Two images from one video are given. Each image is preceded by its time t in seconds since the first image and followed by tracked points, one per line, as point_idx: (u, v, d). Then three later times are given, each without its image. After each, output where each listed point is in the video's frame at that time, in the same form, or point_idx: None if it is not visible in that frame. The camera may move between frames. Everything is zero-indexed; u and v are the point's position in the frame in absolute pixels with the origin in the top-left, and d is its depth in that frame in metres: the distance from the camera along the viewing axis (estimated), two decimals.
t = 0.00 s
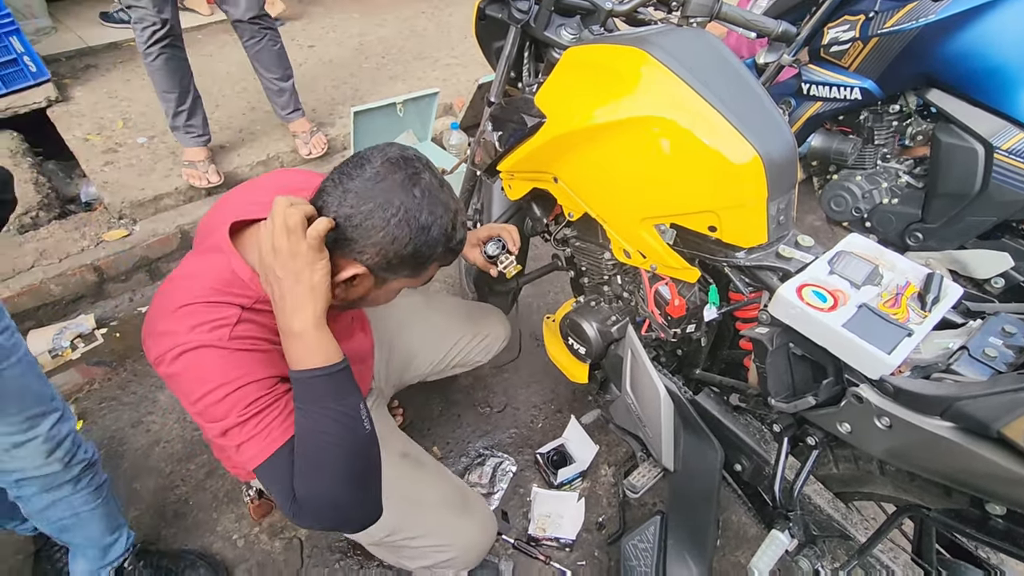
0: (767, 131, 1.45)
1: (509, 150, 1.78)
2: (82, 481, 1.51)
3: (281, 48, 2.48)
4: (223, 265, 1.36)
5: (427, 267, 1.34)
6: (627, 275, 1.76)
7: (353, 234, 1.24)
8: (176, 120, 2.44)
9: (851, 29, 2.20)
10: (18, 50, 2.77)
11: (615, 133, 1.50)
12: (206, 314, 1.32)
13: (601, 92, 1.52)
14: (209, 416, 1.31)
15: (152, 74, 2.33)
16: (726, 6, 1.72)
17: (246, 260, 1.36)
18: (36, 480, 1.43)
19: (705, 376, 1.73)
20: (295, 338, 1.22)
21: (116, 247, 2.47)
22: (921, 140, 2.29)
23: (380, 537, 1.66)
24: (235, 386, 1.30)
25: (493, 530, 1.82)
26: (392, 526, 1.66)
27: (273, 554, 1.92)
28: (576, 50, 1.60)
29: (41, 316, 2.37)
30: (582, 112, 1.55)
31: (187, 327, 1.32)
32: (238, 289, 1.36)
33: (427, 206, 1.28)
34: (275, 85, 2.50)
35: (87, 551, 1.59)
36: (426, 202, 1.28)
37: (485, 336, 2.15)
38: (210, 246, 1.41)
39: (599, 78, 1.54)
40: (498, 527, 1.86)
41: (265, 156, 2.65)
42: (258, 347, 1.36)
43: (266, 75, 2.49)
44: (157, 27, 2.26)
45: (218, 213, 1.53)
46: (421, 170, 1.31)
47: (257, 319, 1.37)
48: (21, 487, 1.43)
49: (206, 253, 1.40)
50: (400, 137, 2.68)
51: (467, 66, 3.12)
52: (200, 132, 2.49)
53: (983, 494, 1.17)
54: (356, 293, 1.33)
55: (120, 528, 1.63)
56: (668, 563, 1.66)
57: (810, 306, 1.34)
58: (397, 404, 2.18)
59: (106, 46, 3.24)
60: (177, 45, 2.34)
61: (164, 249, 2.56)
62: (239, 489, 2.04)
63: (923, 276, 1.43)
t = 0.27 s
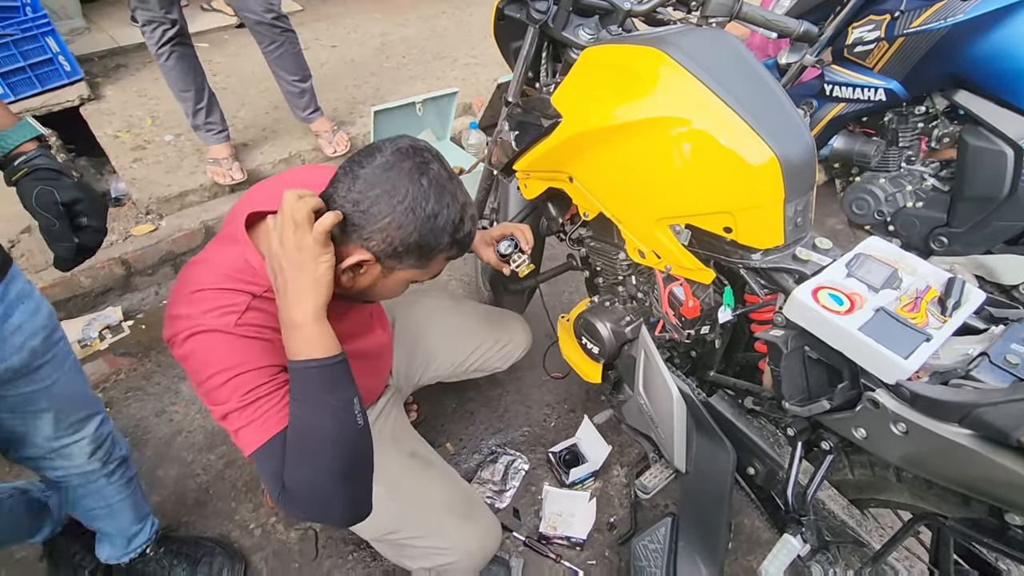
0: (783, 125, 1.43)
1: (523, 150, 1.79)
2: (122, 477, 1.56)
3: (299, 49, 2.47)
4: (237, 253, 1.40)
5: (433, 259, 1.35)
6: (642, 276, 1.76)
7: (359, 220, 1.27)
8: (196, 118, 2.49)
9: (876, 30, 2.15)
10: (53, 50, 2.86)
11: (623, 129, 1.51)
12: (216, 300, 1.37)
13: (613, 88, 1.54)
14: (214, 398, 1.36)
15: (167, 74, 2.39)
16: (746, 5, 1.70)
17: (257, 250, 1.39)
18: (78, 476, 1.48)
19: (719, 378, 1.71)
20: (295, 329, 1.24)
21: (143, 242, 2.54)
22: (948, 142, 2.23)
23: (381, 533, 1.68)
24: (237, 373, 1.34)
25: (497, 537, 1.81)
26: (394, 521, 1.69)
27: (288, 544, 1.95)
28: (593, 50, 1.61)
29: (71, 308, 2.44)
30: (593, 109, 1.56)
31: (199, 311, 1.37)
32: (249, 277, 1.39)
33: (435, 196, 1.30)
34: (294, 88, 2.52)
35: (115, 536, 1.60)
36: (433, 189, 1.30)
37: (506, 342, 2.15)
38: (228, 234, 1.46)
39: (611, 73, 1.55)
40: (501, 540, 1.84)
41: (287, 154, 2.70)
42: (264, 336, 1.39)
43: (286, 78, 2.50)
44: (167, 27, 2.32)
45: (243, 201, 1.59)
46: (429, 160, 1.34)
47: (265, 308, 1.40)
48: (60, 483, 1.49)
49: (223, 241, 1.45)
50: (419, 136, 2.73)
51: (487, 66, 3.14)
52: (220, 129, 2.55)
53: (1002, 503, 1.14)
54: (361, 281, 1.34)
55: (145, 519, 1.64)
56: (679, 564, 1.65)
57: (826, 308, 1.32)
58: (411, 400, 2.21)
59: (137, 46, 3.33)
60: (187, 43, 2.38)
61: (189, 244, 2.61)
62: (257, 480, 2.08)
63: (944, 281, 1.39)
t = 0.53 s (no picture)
0: (801, 131, 1.41)
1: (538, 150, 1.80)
2: (139, 464, 1.58)
3: (323, 49, 2.53)
4: (259, 257, 1.45)
5: (448, 262, 1.37)
6: (654, 278, 1.75)
7: (377, 219, 1.30)
8: (228, 118, 2.59)
9: (906, 32, 2.12)
10: (99, 51, 3.04)
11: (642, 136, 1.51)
12: (236, 303, 1.42)
13: (630, 91, 1.53)
14: (230, 399, 1.41)
15: (198, 76, 2.49)
16: (766, 9, 1.69)
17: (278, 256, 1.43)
18: (102, 463, 1.51)
19: (730, 384, 1.71)
20: (308, 348, 1.27)
21: (177, 235, 2.64)
22: (981, 148, 2.19)
23: (393, 522, 1.71)
24: (251, 376, 1.38)
25: (505, 533, 1.82)
26: (404, 509, 1.72)
27: (303, 533, 2.01)
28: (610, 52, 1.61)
29: (108, 297, 2.56)
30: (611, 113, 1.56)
31: (221, 313, 1.42)
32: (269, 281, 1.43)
33: (452, 201, 1.33)
34: (319, 88, 2.60)
35: (138, 521, 1.71)
36: (449, 193, 1.33)
37: (518, 341, 2.16)
38: (253, 237, 1.50)
39: (631, 77, 1.54)
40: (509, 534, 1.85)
41: (315, 152, 2.77)
42: (281, 340, 1.43)
43: (310, 77, 2.58)
44: (197, 31, 2.42)
45: (272, 201, 1.63)
46: (446, 166, 1.37)
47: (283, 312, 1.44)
48: (92, 468, 1.51)
49: (248, 244, 1.49)
50: (443, 137, 2.79)
51: (511, 68, 3.19)
52: (251, 128, 2.65)
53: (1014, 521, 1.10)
54: (376, 282, 1.37)
55: (165, 503, 1.74)
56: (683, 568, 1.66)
57: (836, 316, 1.30)
58: (426, 396, 2.26)
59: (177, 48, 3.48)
60: (217, 46, 2.48)
61: (220, 239, 2.70)
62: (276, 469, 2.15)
63: (963, 291, 1.35)
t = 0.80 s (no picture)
0: (794, 146, 1.40)
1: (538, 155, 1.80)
2: (132, 456, 1.65)
3: (342, 51, 2.64)
4: (283, 288, 1.45)
5: (440, 275, 1.32)
6: (649, 286, 1.75)
7: (370, 226, 1.29)
8: (252, 119, 2.73)
9: (926, 39, 2.13)
10: (138, 52, 3.25)
11: (655, 154, 1.47)
12: (260, 336, 1.44)
13: (629, 101, 1.51)
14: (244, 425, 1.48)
15: (226, 78, 2.63)
16: (769, 15, 1.68)
17: (306, 292, 1.45)
18: (94, 458, 1.58)
19: (721, 395, 1.69)
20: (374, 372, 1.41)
21: (201, 230, 2.78)
22: (1005, 159, 2.19)
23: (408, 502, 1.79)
24: (274, 412, 1.45)
25: (514, 496, 1.90)
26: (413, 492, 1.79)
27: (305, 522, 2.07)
28: (606, 61, 1.61)
29: (136, 288, 2.71)
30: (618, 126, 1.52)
31: (246, 346, 1.44)
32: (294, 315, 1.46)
33: (445, 214, 1.30)
34: (339, 89, 2.69)
35: (143, 507, 1.81)
36: (443, 205, 1.31)
37: (501, 321, 2.22)
38: (273, 261, 1.48)
39: (642, 88, 1.50)
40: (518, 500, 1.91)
41: (336, 153, 2.85)
42: (300, 374, 1.50)
43: (330, 78, 2.68)
44: (222, 35, 2.56)
45: (284, 212, 1.59)
46: (448, 180, 1.35)
47: (306, 347, 1.49)
48: (82, 464, 1.58)
49: (268, 268, 1.48)
50: (461, 139, 2.84)
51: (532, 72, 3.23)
52: (275, 128, 2.77)
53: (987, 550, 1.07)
54: (372, 291, 1.36)
55: (166, 489, 1.84)
56: None
57: (816, 331, 1.29)
58: (429, 395, 2.30)
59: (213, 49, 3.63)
60: (241, 49, 2.62)
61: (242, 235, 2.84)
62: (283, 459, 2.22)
63: (951, 309, 1.33)
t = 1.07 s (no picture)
0: (784, 150, 1.43)
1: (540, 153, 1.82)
2: (128, 428, 1.75)
3: (365, 48, 2.77)
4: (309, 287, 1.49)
5: (429, 275, 1.32)
6: (643, 283, 1.78)
7: (367, 224, 1.31)
8: (279, 114, 2.87)
9: (940, 43, 2.12)
10: (178, 49, 3.45)
11: (663, 161, 1.47)
12: (296, 334, 1.46)
13: (628, 105, 1.54)
14: (281, 424, 1.49)
15: (253, 75, 2.77)
16: (768, 18, 1.71)
17: (329, 289, 1.49)
18: (97, 434, 1.68)
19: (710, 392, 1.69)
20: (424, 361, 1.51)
21: (228, 219, 2.93)
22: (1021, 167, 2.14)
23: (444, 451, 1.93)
24: (317, 405, 1.47)
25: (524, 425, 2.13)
26: (451, 437, 1.95)
27: (309, 500, 2.16)
28: (606, 62, 1.64)
29: (165, 272, 2.87)
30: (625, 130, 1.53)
31: (279, 347, 1.45)
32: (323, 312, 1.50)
33: (435, 216, 1.30)
34: (362, 85, 2.81)
35: (149, 480, 1.91)
36: (436, 206, 1.31)
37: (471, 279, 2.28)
38: (291, 262, 1.52)
39: (644, 94, 1.52)
40: (528, 432, 2.14)
41: (357, 147, 2.96)
42: (337, 368, 1.52)
43: (353, 74, 2.81)
44: (250, 33, 2.70)
45: (289, 215, 1.63)
46: (445, 182, 1.36)
47: (336, 342, 1.52)
48: (75, 440, 1.68)
49: (290, 269, 1.51)
50: (479, 137, 2.91)
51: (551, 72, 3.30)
52: (300, 122, 2.91)
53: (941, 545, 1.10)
54: (370, 285, 1.38)
55: (172, 460, 1.94)
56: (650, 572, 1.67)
57: (791, 328, 1.32)
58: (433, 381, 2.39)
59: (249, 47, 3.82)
60: (269, 47, 2.76)
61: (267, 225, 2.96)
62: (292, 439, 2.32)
63: (931, 311, 1.34)
